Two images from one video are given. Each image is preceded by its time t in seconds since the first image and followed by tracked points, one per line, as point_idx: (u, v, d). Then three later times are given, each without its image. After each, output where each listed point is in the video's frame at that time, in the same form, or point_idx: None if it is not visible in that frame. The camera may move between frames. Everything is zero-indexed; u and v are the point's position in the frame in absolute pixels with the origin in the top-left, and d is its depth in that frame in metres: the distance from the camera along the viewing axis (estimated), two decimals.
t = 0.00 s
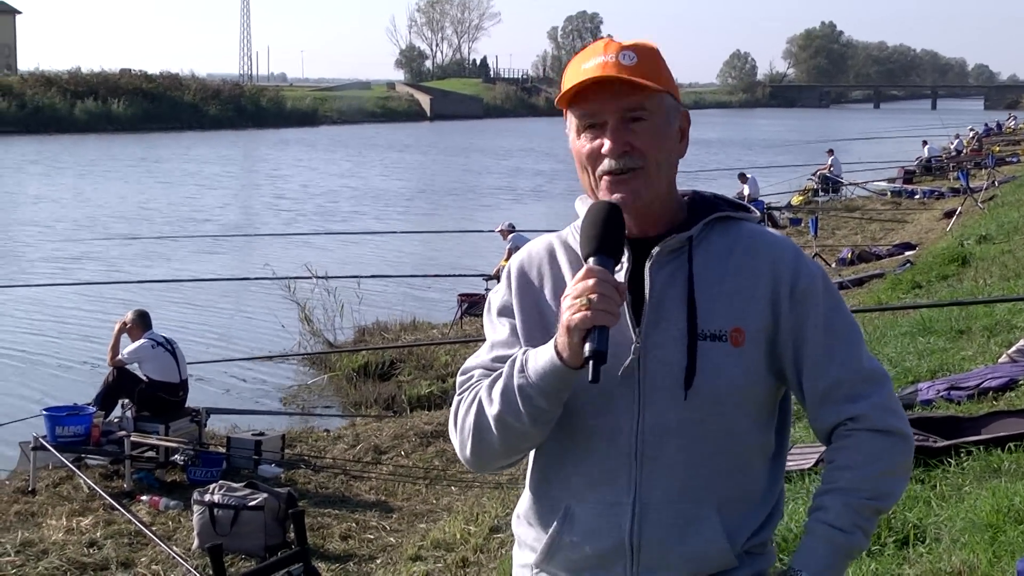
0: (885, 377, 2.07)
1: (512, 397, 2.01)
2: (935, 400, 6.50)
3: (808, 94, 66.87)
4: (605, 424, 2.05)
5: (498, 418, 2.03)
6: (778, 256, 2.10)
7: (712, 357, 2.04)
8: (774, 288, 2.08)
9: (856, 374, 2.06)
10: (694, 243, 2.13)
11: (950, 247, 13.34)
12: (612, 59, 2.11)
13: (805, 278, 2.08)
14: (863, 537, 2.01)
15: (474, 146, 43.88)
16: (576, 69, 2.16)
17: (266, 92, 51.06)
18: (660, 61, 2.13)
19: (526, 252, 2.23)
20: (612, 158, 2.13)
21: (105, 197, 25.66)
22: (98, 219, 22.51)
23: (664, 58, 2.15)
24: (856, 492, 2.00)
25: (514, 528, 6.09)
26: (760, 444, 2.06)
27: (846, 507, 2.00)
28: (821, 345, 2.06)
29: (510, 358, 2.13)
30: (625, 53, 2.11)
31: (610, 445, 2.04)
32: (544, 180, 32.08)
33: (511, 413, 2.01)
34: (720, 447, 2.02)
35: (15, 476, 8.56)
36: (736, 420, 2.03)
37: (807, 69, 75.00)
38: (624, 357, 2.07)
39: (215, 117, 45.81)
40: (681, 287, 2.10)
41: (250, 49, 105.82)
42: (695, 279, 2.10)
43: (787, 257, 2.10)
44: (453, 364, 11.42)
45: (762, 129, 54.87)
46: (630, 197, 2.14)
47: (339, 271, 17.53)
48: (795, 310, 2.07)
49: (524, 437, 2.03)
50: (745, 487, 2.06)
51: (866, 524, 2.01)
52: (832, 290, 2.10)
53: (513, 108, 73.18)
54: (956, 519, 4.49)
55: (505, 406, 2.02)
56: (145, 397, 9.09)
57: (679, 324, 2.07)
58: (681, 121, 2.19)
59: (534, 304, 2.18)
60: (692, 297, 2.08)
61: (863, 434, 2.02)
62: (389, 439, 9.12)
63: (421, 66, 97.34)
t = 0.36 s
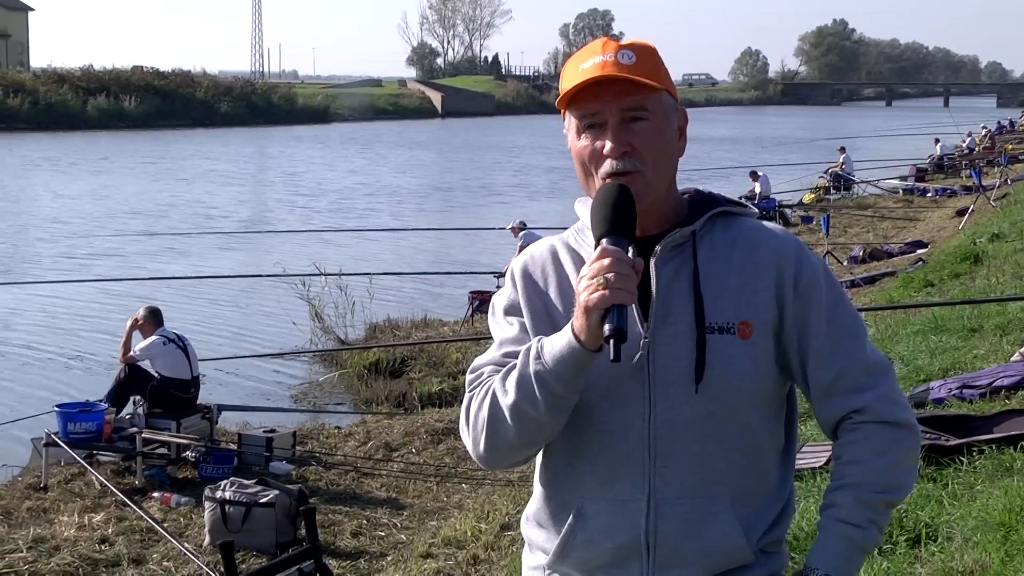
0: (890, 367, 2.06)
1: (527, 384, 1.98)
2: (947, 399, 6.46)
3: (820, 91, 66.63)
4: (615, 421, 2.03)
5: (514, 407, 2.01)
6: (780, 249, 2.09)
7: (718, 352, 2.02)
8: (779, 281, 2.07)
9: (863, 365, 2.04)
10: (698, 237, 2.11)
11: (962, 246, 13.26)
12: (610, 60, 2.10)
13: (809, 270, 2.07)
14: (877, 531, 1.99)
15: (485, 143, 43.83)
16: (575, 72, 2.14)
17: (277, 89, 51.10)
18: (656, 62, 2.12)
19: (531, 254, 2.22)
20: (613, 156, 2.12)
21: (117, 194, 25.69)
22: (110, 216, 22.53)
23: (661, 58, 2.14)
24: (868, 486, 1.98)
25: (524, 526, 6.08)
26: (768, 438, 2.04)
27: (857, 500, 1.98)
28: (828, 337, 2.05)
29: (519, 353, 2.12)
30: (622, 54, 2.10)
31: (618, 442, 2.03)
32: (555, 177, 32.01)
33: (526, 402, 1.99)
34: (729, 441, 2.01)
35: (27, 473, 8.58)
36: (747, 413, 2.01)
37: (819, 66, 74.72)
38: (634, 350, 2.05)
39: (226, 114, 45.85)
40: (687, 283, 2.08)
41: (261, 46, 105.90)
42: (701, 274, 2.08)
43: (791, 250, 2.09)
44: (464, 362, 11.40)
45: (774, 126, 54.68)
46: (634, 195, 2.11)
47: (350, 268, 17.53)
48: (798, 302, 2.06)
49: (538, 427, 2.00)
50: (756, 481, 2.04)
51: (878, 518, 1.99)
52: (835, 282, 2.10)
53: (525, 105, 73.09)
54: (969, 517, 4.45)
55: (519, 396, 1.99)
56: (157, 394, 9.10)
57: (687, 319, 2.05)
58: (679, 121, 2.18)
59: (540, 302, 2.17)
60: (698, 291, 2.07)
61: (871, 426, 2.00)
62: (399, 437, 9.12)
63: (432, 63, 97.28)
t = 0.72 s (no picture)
0: (897, 372, 2.06)
1: (531, 378, 1.98)
2: (952, 399, 6.45)
3: (824, 91, 66.55)
4: (620, 419, 2.03)
5: (518, 403, 2.00)
6: (786, 251, 2.09)
7: (723, 352, 2.02)
8: (785, 282, 2.07)
9: (869, 368, 2.04)
10: (704, 237, 2.12)
11: (967, 246, 13.22)
12: (619, 58, 2.09)
13: (816, 273, 2.07)
14: (880, 534, 1.99)
15: (490, 144, 43.81)
16: (582, 70, 2.14)
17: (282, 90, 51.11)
18: (664, 60, 2.11)
19: (538, 255, 2.22)
20: (620, 153, 2.11)
21: (122, 195, 25.69)
22: (114, 216, 22.54)
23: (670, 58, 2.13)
24: (872, 489, 1.97)
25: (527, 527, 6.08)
26: (773, 439, 2.03)
27: (860, 501, 1.97)
28: (833, 339, 2.04)
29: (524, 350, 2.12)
30: (631, 51, 2.09)
31: (622, 440, 2.02)
32: (559, 177, 31.99)
33: (530, 396, 1.99)
34: (735, 441, 2.00)
35: (32, 474, 8.59)
36: (751, 414, 2.01)
37: (824, 66, 74.61)
38: (639, 348, 2.04)
39: (231, 115, 45.87)
40: (692, 282, 2.08)
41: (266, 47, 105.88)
42: (707, 274, 2.08)
43: (797, 252, 2.09)
44: (469, 362, 11.41)
45: (779, 127, 54.61)
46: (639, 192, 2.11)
47: (354, 269, 17.54)
48: (805, 305, 2.06)
49: (543, 423, 2.00)
50: (760, 481, 2.04)
51: (882, 521, 1.98)
52: (841, 286, 2.09)
53: (529, 106, 73.01)
54: (973, 518, 4.44)
55: (523, 390, 1.99)
56: (162, 394, 9.11)
57: (692, 318, 2.05)
58: (687, 121, 2.17)
59: (547, 303, 2.17)
60: (704, 290, 2.07)
61: (875, 429, 2.00)
62: (404, 437, 9.12)
63: (437, 63, 97.23)
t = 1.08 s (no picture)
0: (900, 369, 2.06)
1: (533, 381, 1.99)
2: (952, 399, 6.46)
3: (825, 91, 66.54)
4: (623, 418, 2.03)
5: (521, 404, 2.01)
6: (789, 249, 2.09)
7: (726, 351, 2.02)
8: (787, 281, 2.06)
9: (872, 366, 2.04)
10: (707, 236, 2.12)
11: (967, 246, 13.22)
12: (619, 59, 2.10)
13: (819, 271, 2.06)
14: (881, 532, 1.99)
15: (490, 144, 43.79)
16: (583, 70, 2.15)
17: (282, 90, 51.07)
18: (666, 61, 2.11)
19: (541, 252, 2.22)
20: (620, 154, 2.11)
21: (122, 195, 25.69)
22: (115, 217, 22.53)
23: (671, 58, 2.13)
24: (873, 486, 1.97)
25: (527, 527, 6.07)
26: (776, 437, 2.03)
27: (862, 498, 1.97)
28: (835, 338, 2.04)
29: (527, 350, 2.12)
30: (632, 52, 2.10)
31: (624, 439, 2.03)
32: (560, 177, 31.97)
33: (533, 399, 1.99)
34: (736, 438, 2.00)
35: (32, 474, 8.59)
36: (753, 413, 2.01)
37: (824, 66, 74.58)
38: (642, 349, 2.05)
39: (231, 115, 45.84)
40: (695, 281, 2.08)
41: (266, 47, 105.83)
42: (709, 273, 2.08)
43: (799, 250, 2.09)
44: (469, 362, 11.41)
45: (779, 127, 54.61)
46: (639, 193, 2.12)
47: (354, 269, 17.53)
48: (807, 303, 2.06)
49: (546, 426, 2.00)
50: (763, 479, 2.04)
51: (883, 520, 1.98)
52: (845, 283, 2.09)
53: (529, 106, 72.98)
54: (973, 518, 4.45)
55: (526, 392, 1.99)
56: (162, 395, 9.11)
57: (693, 317, 2.05)
58: (689, 119, 2.17)
59: (550, 301, 2.17)
60: (706, 290, 2.07)
61: (878, 427, 2.00)
62: (404, 438, 9.12)
63: (437, 63, 97.18)
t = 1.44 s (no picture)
0: (902, 370, 2.05)
1: (534, 399, 1.98)
2: (952, 402, 6.45)
3: (825, 94, 66.51)
4: (627, 428, 2.03)
5: (522, 421, 2.01)
6: (790, 253, 2.09)
7: (729, 358, 2.02)
8: (788, 288, 2.06)
9: (874, 368, 2.04)
10: (707, 243, 2.12)
11: (967, 249, 13.20)
12: (614, 74, 2.11)
13: (820, 273, 2.06)
14: (885, 532, 1.99)
15: (490, 147, 43.79)
16: (580, 83, 2.16)
17: (283, 93, 51.09)
18: (662, 74, 2.12)
19: (542, 258, 2.21)
20: (617, 171, 2.11)
21: (123, 197, 25.68)
22: (115, 219, 22.52)
23: (667, 70, 2.14)
24: (875, 488, 1.98)
25: (528, 530, 6.07)
26: (779, 440, 2.03)
27: (865, 499, 1.98)
28: (839, 342, 2.04)
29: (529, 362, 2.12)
30: (628, 67, 2.11)
31: (628, 447, 2.03)
32: (560, 180, 31.99)
33: (533, 415, 1.99)
34: (741, 442, 2.01)
35: (32, 477, 8.59)
36: (756, 419, 2.01)
37: (824, 70, 74.55)
38: (644, 358, 2.05)
39: (232, 118, 45.83)
40: (697, 289, 2.08)
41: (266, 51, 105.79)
42: (710, 281, 2.08)
43: (800, 254, 2.08)
44: (470, 365, 11.41)
45: (779, 130, 54.61)
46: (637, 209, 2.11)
47: (355, 272, 17.52)
48: (809, 308, 2.06)
49: (549, 440, 2.00)
50: (766, 482, 2.04)
51: (887, 521, 1.98)
52: (846, 285, 2.09)
53: (531, 109, 72.96)
54: (973, 521, 4.45)
55: (527, 410, 1.99)
56: (163, 397, 9.11)
57: (696, 325, 2.05)
58: (687, 130, 2.17)
59: (551, 309, 2.16)
60: (708, 299, 2.06)
61: (882, 429, 2.00)
62: (405, 440, 9.12)
63: (437, 67, 97.18)
